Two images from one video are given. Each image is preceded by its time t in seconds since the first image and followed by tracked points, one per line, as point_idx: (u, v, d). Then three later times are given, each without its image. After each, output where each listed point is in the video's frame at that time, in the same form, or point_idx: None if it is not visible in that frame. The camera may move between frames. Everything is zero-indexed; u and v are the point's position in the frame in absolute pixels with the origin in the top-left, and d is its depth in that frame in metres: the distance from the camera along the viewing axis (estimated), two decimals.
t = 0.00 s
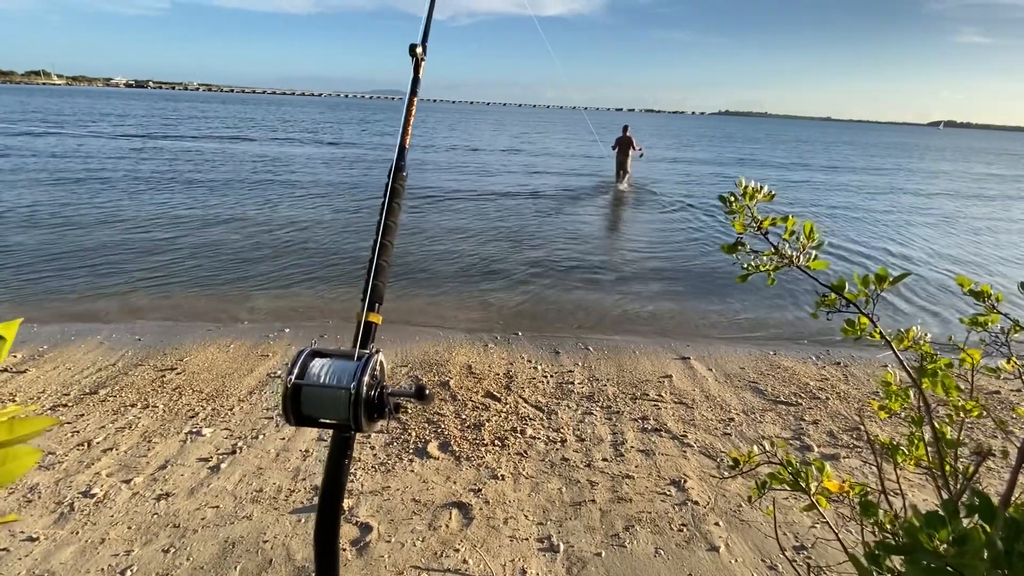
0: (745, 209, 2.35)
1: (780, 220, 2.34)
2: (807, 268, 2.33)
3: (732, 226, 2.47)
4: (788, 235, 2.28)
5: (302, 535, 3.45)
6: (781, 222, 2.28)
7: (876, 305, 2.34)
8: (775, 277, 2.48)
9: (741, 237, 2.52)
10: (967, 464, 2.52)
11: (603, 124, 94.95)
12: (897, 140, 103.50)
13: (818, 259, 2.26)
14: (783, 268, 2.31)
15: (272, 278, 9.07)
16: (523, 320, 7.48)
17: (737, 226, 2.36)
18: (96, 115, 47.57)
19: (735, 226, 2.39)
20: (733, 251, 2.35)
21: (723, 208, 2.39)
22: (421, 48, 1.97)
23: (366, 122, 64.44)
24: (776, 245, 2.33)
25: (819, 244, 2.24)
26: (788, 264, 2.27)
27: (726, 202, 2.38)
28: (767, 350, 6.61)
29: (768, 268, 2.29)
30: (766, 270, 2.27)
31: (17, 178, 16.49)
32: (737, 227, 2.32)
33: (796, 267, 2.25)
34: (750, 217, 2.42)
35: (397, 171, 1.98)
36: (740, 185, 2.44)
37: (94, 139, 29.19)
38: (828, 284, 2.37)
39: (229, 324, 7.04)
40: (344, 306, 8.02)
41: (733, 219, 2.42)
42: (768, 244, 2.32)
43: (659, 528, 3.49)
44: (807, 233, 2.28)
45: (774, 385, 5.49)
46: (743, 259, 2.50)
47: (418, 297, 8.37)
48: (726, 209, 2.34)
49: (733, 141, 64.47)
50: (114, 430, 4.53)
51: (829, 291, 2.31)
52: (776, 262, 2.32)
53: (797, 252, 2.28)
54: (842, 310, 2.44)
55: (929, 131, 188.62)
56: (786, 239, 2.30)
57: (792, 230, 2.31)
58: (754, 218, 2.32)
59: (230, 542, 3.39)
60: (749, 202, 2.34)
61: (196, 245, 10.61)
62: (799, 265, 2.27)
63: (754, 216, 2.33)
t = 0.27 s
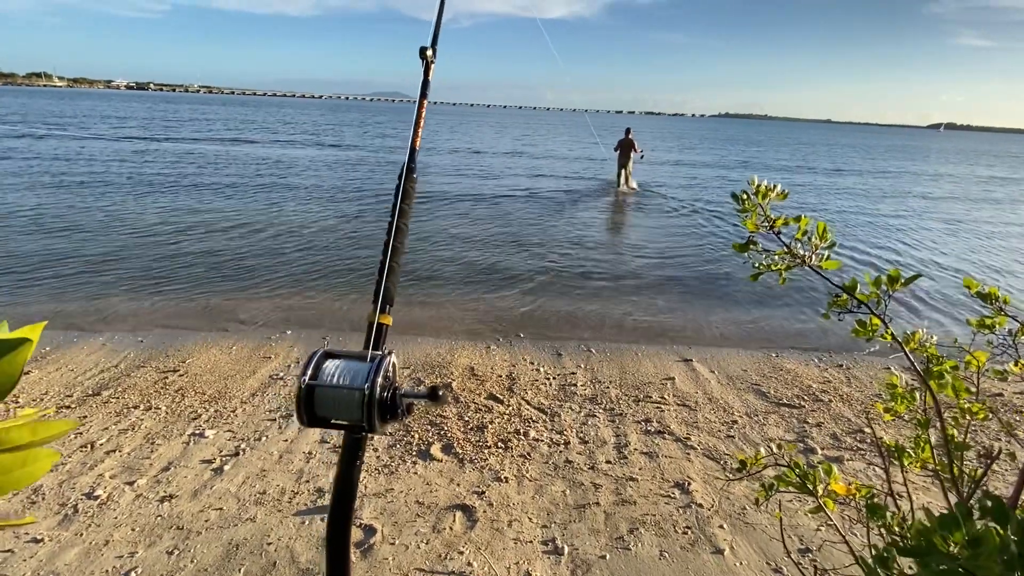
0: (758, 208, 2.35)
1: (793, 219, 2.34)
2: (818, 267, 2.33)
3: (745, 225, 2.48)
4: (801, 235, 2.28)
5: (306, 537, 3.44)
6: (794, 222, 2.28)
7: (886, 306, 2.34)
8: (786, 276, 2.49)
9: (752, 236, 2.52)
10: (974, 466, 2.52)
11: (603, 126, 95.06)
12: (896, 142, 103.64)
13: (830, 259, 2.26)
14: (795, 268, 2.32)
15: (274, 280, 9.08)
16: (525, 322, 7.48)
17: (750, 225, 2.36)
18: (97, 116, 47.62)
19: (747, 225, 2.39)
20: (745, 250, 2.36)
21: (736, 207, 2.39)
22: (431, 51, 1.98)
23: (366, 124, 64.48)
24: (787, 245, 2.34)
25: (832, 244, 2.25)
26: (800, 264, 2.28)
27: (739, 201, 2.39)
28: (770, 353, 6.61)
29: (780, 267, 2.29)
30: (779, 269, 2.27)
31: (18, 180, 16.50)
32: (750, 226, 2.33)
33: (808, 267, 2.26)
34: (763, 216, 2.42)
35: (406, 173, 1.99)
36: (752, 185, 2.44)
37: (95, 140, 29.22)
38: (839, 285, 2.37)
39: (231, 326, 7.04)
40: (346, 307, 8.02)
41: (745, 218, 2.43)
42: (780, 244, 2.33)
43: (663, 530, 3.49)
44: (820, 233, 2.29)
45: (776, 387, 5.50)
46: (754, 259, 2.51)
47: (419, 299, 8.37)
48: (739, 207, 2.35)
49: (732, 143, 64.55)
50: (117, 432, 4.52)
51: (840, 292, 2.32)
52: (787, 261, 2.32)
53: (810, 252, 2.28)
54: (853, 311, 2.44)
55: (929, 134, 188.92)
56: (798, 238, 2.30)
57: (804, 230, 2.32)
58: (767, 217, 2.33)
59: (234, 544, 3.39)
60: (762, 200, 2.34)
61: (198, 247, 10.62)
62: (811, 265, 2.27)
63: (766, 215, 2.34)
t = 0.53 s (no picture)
0: (757, 208, 2.35)
1: (791, 220, 2.35)
2: (817, 268, 2.33)
3: (744, 225, 2.48)
4: (800, 236, 2.28)
5: (305, 536, 3.44)
6: (793, 222, 2.28)
7: (885, 306, 2.34)
8: (786, 277, 2.49)
9: (751, 237, 2.52)
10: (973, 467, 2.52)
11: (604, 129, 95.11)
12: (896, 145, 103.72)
13: (828, 259, 2.27)
14: (793, 269, 2.32)
15: (275, 281, 9.09)
16: (525, 323, 7.49)
17: (748, 226, 2.36)
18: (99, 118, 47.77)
19: (746, 225, 2.39)
20: (743, 251, 2.36)
21: (734, 208, 2.39)
22: (431, 51, 1.99)
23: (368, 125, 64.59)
24: (786, 245, 2.34)
25: (830, 245, 2.25)
26: (799, 264, 2.28)
27: (738, 201, 2.39)
28: (770, 355, 6.61)
29: (780, 267, 2.29)
30: (777, 270, 2.28)
31: (21, 181, 16.55)
32: (750, 226, 2.33)
33: (806, 267, 2.26)
34: (761, 217, 2.43)
35: (407, 172, 1.99)
36: (751, 185, 2.44)
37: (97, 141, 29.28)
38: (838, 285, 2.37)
39: (231, 327, 7.05)
40: (347, 308, 8.02)
41: (744, 219, 2.43)
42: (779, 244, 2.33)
43: (663, 531, 3.48)
44: (819, 234, 2.29)
45: (776, 389, 5.49)
46: (754, 259, 2.51)
47: (420, 300, 8.38)
48: (738, 208, 2.35)
49: (733, 146, 64.60)
50: (117, 431, 4.53)
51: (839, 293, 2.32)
52: (786, 262, 2.33)
53: (808, 253, 2.29)
54: (852, 311, 2.44)
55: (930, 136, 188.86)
56: (797, 239, 2.31)
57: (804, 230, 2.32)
58: (766, 218, 2.33)
59: (234, 544, 3.39)
60: (760, 201, 2.34)
61: (199, 248, 10.63)
62: (810, 266, 2.28)
63: (764, 216, 2.34)
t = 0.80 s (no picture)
0: (746, 214, 2.36)
1: (780, 226, 2.35)
2: (806, 273, 2.33)
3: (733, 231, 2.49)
4: (789, 240, 2.29)
5: (302, 538, 3.44)
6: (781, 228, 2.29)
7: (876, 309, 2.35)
8: (776, 281, 2.49)
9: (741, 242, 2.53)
10: (968, 469, 2.52)
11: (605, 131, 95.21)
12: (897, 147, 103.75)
13: (817, 264, 2.27)
14: (782, 273, 2.32)
15: (274, 282, 9.10)
16: (524, 324, 7.49)
17: (737, 231, 2.37)
18: (102, 119, 47.89)
19: (735, 231, 2.40)
20: (733, 256, 2.37)
21: (722, 214, 2.40)
22: (425, 53, 1.99)
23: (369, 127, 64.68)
24: (776, 251, 2.34)
25: (819, 250, 2.26)
26: (788, 269, 2.28)
27: (726, 208, 2.39)
28: (769, 357, 6.60)
29: (769, 272, 2.30)
30: (766, 275, 2.28)
31: (23, 181, 16.60)
32: (738, 232, 2.34)
33: (795, 272, 2.26)
34: (749, 222, 2.43)
35: (400, 174, 1.99)
36: (740, 191, 2.45)
37: (99, 142, 29.36)
38: (828, 289, 2.38)
39: (230, 328, 7.06)
40: (345, 310, 8.03)
41: (733, 225, 2.43)
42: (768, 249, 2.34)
43: (660, 533, 3.48)
44: (807, 238, 2.29)
45: (775, 391, 5.49)
46: (744, 264, 2.51)
47: (419, 301, 8.39)
48: (726, 214, 2.36)
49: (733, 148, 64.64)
50: (115, 432, 4.53)
51: (830, 297, 2.32)
52: (775, 267, 2.33)
53: (798, 257, 2.29)
54: (843, 315, 2.45)
55: (932, 139, 188.68)
56: (786, 244, 2.32)
57: (792, 235, 2.32)
58: (754, 224, 2.34)
59: (230, 544, 3.39)
60: (749, 207, 2.35)
61: (199, 249, 10.65)
62: (799, 270, 2.28)
63: (753, 221, 2.35)
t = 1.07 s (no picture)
0: (743, 215, 2.37)
1: (776, 226, 2.37)
2: (801, 273, 2.35)
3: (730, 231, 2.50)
4: (786, 240, 2.31)
5: (299, 538, 3.45)
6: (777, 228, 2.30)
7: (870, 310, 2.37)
8: (771, 282, 2.51)
9: (738, 242, 2.54)
10: (960, 470, 2.53)
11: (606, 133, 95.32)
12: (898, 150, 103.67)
13: (812, 265, 2.28)
14: (778, 273, 2.34)
15: (274, 283, 9.13)
16: (522, 326, 7.51)
17: (734, 232, 2.38)
18: (103, 120, 47.98)
19: (732, 231, 2.41)
20: (730, 255, 2.37)
21: (720, 213, 2.41)
22: (421, 57, 2.00)
23: (370, 128, 64.78)
24: (771, 251, 2.36)
25: (814, 250, 2.27)
26: (784, 269, 2.30)
27: (723, 208, 2.40)
28: (767, 359, 6.61)
29: (765, 272, 2.31)
30: (762, 274, 2.30)
31: (24, 182, 16.66)
32: (735, 232, 2.35)
33: (790, 272, 2.28)
34: (747, 222, 2.45)
35: (395, 176, 2.00)
36: (738, 191, 2.47)
37: (101, 144, 29.45)
38: (823, 290, 2.39)
39: (230, 330, 7.08)
40: (345, 311, 8.05)
41: (729, 225, 2.44)
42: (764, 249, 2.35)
43: (656, 534, 3.48)
44: (803, 239, 2.30)
45: (773, 392, 5.49)
46: (740, 264, 2.52)
47: (418, 302, 8.41)
48: (723, 215, 2.37)
49: (734, 150, 64.65)
50: (114, 432, 4.55)
51: (824, 297, 2.33)
52: (771, 267, 2.36)
53: (793, 258, 2.31)
54: (837, 315, 2.46)
55: (933, 141, 188.57)
56: (782, 244, 2.34)
57: (788, 236, 2.34)
58: (750, 224, 2.35)
59: (227, 544, 3.40)
60: (746, 208, 2.36)
61: (199, 250, 10.68)
62: (795, 270, 2.29)
63: (750, 222, 2.37)
